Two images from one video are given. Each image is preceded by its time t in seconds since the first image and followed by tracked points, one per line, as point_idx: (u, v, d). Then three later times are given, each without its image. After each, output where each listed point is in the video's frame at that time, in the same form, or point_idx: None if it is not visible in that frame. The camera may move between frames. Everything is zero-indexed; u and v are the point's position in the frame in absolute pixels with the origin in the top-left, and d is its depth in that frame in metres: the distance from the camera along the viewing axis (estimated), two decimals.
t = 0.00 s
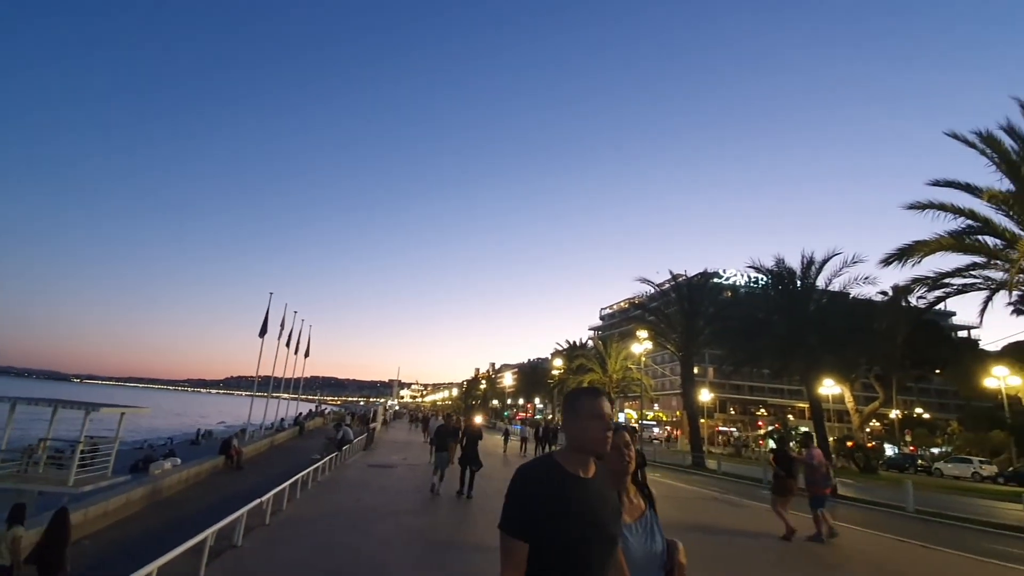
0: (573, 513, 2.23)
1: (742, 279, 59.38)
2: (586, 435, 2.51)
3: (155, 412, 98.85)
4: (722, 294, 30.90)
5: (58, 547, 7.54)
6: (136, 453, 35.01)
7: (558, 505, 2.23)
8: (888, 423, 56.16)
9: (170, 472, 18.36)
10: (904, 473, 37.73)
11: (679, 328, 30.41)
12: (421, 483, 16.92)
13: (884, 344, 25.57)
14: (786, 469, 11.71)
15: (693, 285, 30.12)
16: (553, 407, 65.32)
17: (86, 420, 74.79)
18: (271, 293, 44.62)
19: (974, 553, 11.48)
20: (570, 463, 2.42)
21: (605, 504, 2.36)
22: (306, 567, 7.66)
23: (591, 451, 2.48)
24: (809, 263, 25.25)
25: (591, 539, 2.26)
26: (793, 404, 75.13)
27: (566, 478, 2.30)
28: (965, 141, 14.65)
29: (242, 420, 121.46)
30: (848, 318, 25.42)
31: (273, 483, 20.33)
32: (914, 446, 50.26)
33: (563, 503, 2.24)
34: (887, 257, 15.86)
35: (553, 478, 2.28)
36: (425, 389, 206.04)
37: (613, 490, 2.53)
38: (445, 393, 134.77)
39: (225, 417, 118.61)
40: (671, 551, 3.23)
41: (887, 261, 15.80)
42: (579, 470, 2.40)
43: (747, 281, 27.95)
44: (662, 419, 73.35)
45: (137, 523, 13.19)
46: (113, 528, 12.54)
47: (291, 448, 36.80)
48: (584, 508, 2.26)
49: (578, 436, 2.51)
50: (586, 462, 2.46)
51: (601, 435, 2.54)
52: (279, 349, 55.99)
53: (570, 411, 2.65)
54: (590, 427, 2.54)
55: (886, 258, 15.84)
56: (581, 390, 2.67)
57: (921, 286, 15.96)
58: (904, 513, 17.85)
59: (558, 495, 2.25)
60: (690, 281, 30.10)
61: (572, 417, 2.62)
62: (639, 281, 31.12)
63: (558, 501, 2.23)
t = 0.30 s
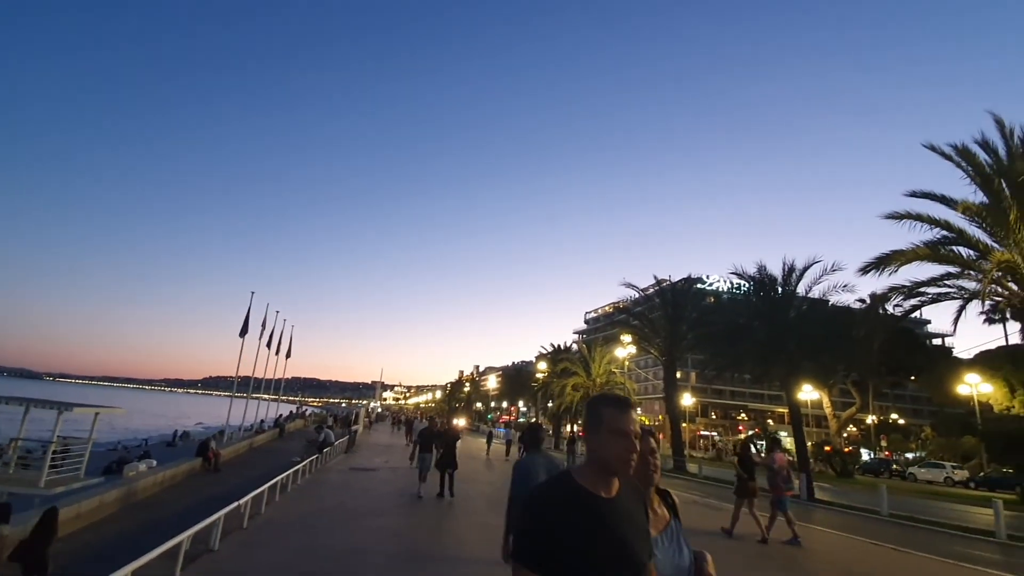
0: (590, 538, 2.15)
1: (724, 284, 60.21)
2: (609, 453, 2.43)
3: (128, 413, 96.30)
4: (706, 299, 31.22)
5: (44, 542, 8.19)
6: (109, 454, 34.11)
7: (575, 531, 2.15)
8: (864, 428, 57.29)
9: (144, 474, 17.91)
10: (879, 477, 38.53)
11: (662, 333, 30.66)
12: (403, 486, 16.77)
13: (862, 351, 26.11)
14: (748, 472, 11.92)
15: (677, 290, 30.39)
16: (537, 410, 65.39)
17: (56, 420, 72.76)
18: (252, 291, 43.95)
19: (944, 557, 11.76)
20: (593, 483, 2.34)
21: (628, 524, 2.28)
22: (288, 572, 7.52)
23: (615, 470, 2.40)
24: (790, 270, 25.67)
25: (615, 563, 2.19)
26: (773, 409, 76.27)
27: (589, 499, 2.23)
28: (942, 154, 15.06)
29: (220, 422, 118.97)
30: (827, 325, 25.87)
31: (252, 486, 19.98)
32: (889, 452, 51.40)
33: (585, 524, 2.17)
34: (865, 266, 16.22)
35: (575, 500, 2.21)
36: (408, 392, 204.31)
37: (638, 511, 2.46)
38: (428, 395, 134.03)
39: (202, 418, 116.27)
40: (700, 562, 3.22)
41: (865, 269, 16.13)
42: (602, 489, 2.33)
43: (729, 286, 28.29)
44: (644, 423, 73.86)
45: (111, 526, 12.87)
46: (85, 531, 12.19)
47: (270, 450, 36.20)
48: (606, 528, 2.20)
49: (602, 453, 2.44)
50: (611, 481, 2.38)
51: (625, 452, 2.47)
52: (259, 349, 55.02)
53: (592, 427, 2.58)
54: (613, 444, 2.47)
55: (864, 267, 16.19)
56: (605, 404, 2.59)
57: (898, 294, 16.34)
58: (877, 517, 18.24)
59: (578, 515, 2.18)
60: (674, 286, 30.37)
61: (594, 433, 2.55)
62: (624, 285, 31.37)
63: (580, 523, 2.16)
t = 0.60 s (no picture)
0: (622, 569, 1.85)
1: (710, 290, 60.86)
2: (639, 468, 2.11)
3: (107, 414, 94.38)
4: (692, 304, 31.54)
5: (41, 536, 8.14)
6: (86, 456, 33.37)
7: (599, 560, 1.87)
8: (846, 433, 58.19)
9: (123, 477, 17.57)
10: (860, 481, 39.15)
11: (649, 337, 30.91)
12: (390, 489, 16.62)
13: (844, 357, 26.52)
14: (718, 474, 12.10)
15: (664, 295, 30.69)
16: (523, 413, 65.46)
17: (35, 420, 71.42)
18: (237, 291, 43.46)
19: (922, 560, 11.92)
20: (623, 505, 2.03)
21: (667, 549, 1.95)
22: None
23: (647, 488, 2.08)
24: (774, 276, 26.05)
25: None
26: (756, 414, 77.26)
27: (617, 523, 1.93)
28: (922, 164, 15.40)
29: (202, 423, 117.17)
30: (810, 331, 26.30)
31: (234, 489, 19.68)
32: (870, 456, 52.30)
33: (613, 551, 1.88)
34: (848, 273, 16.48)
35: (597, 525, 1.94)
36: (394, 394, 203.54)
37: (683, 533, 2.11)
38: (414, 398, 133.62)
39: (184, 420, 114.48)
40: None
41: (847, 276, 16.41)
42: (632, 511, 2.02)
43: (715, 291, 28.63)
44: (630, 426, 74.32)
45: (88, 529, 12.58)
46: (60, 535, 11.87)
47: (252, 453, 35.75)
48: (640, 555, 1.88)
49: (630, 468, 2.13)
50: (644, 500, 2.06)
51: (657, 465, 2.14)
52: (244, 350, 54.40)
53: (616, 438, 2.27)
54: (643, 458, 2.14)
55: (847, 274, 16.45)
56: (628, 410, 2.27)
57: (879, 301, 16.63)
58: (859, 520, 18.51)
59: (603, 543, 1.91)
60: (661, 290, 30.66)
61: (622, 445, 2.24)
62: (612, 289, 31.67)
63: (608, 554, 1.87)
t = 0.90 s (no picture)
0: None
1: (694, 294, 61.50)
2: (684, 487, 1.94)
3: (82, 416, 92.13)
4: (676, 308, 31.80)
5: (30, 532, 7.87)
6: (58, 459, 32.51)
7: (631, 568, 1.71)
8: (825, 436, 59.18)
9: (98, 480, 17.12)
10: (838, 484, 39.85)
11: (633, 341, 31.10)
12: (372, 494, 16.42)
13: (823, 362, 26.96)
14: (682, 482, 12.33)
15: (649, 298, 30.92)
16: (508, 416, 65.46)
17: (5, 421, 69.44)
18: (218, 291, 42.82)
19: (898, 562, 12.18)
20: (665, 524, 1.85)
21: None
22: None
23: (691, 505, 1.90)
24: (757, 281, 26.38)
25: None
26: (738, 417, 78.29)
27: (655, 538, 1.76)
28: (901, 172, 15.71)
29: (181, 425, 115.05)
30: (792, 336, 26.69)
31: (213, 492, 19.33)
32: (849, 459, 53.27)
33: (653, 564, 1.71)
34: (828, 279, 16.76)
35: (628, 534, 1.76)
36: (378, 396, 201.90)
37: (721, 561, 1.94)
38: (399, 399, 132.84)
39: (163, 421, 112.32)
40: None
41: (828, 282, 16.70)
42: (675, 533, 1.84)
43: (699, 296, 28.92)
44: (614, 429, 74.78)
45: (60, 534, 12.21)
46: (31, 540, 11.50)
47: (232, 455, 35.16)
48: None
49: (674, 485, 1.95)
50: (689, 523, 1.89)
51: (706, 483, 1.96)
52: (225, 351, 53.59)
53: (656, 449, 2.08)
54: (696, 475, 1.96)
55: (827, 279, 16.73)
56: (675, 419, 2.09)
57: (858, 306, 16.93)
58: (837, 522, 18.81)
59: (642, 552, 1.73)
60: (646, 294, 30.89)
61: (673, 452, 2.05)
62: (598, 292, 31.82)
63: (634, 572, 1.69)
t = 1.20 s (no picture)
0: None
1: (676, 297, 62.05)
2: (778, 522, 1.64)
3: (53, 416, 89.50)
4: (659, 310, 32.09)
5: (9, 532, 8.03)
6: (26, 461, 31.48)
7: None
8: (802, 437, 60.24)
9: (69, 481, 16.66)
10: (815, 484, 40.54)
11: (616, 342, 31.33)
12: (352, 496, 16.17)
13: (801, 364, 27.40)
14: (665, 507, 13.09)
15: (632, 301, 31.20)
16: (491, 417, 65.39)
17: None
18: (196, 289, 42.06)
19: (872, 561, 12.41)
20: (745, 567, 1.59)
21: None
22: None
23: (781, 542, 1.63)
24: (737, 285, 26.75)
25: None
26: (718, 418, 79.44)
27: None
28: (876, 180, 16.11)
29: (157, 426, 112.50)
30: (772, 338, 27.09)
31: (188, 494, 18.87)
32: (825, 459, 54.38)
33: None
34: (806, 283, 17.06)
35: None
36: (359, 397, 200.05)
37: None
38: (381, 400, 131.90)
39: (138, 422, 109.81)
40: None
41: (806, 286, 17.00)
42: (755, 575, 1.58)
43: (681, 298, 29.24)
44: (597, 430, 75.25)
45: (27, 538, 11.80)
46: None
47: (209, 457, 34.48)
48: None
49: (760, 518, 1.68)
50: (777, 570, 1.60)
51: (807, 518, 1.65)
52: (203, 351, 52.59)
53: (734, 472, 1.83)
54: (793, 508, 1.65)
55: (805, 284, 17.03)
56: (760, 440, 1.80)
57: (835, 310, 17.27)
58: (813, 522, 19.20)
59: None
60: (629, 296, 31.13)
61: (767, 475, 1.73)
62: (581, 294, 31.97)
63: None
